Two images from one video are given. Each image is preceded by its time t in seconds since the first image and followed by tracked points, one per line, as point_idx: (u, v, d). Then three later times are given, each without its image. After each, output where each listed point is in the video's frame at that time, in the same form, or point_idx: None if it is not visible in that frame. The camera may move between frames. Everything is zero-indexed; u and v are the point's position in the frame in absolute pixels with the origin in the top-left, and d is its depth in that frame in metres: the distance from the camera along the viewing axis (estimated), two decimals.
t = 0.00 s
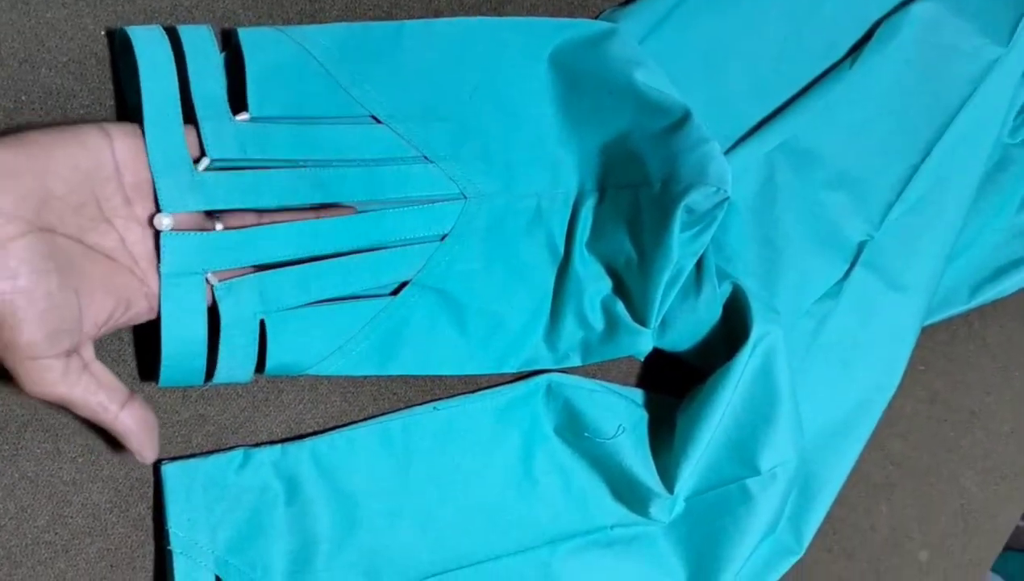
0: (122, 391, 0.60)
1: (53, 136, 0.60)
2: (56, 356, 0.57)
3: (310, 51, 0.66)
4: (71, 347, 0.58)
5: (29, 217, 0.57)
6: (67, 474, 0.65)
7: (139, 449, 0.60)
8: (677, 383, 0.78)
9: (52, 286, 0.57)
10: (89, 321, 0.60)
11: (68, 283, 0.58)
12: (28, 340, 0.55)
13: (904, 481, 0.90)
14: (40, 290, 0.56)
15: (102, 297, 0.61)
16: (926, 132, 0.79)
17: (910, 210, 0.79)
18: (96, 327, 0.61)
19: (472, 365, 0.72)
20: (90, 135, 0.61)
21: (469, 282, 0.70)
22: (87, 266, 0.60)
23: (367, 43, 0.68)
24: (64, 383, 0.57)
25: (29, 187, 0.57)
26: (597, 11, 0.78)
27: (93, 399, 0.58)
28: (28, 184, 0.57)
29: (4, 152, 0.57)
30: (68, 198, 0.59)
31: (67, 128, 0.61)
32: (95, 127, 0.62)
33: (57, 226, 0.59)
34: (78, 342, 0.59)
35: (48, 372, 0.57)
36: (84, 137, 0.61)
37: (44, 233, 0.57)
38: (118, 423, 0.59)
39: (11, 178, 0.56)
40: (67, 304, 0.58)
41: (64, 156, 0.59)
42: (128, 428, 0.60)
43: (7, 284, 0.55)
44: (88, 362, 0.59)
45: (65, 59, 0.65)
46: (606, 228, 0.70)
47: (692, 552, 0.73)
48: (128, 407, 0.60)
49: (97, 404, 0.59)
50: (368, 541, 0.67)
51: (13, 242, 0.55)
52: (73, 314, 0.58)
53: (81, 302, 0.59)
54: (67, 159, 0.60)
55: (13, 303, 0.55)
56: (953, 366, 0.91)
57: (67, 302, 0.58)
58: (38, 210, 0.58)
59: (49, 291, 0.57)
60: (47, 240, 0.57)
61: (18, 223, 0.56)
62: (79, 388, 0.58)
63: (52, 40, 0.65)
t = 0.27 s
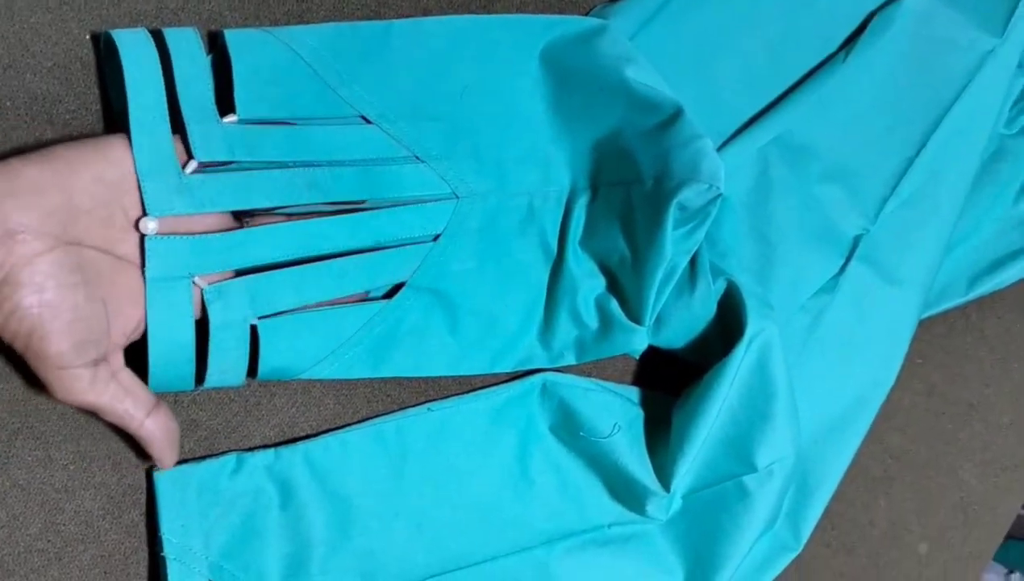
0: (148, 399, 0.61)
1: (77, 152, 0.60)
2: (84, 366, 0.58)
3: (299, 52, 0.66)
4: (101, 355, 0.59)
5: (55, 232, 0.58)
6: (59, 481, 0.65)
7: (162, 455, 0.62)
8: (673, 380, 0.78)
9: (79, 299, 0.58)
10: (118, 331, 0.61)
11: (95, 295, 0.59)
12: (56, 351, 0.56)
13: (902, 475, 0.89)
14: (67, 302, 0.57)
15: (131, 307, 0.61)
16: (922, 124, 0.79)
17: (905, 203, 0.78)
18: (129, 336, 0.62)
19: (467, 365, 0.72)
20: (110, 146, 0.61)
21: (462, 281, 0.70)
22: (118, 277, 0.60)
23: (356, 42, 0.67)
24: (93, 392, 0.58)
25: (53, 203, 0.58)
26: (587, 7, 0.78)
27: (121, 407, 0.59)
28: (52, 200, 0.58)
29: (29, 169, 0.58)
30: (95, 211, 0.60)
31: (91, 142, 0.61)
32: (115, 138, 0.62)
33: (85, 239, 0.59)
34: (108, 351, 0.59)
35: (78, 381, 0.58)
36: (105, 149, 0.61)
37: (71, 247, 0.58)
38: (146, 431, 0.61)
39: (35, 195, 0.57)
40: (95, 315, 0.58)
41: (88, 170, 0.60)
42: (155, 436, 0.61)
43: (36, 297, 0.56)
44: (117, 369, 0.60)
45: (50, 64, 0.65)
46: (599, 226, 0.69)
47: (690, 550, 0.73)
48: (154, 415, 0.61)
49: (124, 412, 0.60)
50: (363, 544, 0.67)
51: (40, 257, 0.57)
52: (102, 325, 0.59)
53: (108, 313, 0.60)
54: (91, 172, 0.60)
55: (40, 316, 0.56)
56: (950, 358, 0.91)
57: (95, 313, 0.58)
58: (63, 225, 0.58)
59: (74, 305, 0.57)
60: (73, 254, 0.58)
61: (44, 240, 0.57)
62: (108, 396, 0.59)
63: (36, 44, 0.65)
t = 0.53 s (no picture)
0: (165, 402, 0.62)
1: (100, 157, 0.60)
2: (100, 368, 0.59)
3: (291, 52, 0.65)
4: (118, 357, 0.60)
5: (73, 237, 0.58)
6: (53, 486, 0.65)
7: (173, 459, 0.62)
8: (669, 380, 0.78)
9: (96, 303, 0.58)
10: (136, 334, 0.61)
11: (112, 299, 0.59)
12: (73, 354, 0.58)
13: (902, 472, 0.89)
14: (83, 306, 0.58)
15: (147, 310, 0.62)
16: (919, 120, 0.78)
17: (902, 200, 0.78)
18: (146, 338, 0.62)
19: (463, 366, 0.72)
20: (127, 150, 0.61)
21: (458, 281, 0.70)
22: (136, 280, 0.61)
23: (349, 43, 0.67)
24: (109, 394, 0.59)
25: (72, 208, 0.58)
26: (581, 5, 0.77)
27: (137, 410, 0.60)
28: (72, 205, 0.58)
29: (49, 175, 0.58)
30: (114, 216, 0.60)
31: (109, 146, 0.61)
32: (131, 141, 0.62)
33: (104, 242, 0.59)
34: (125, 353, 0.60)
35: (95, 383, 0.59)
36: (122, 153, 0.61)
37: (90, 252, 0.59)
38: (161, 434, 0.61)
39: (53, 200, 0.58)
40: (112, 320, 0.59)
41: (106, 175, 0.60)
42: (170, 438, 0.62)
43: (55, 300, 0.57)
44: (135, 372, 0.61)
45: (39, 67, 0.64)
46: (595, 225, 0.69)
47: (688, 549, 0.73)
48: (170, 418, 0.62)
49: (140, 415, 0.60)
50: (359, 546, 0.67)
51: (58, 263, 0.57)
52: (119, 327, 0.59)
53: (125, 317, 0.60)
54: (111, 177, 0.60)
55: (58, 320, 0.57)
56: (949, 355, 0.90)
57: (112, 317, 0.59)
58: (82, 229, 0.58)
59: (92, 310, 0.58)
60: (92, 258, 0.59)
61: (63, 245, 0.58)
62: (125, 399, 0.60)
63: (26, 47, 0.64)
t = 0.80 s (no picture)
0: (171, 401, 0.61)
1: (111, 156, 0.59)
2: (108, 366, 0.59)
3: (287, 50, 0.64)
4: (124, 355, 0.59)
5: (81, 235, 0.58)
6: (49, 487, 0.65)
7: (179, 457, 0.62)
8: (667, 378, 0.78)
9: (103, 302, 0.58)
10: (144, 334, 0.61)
11: (120, 299, 0.59)
12: (80, 352, 0.58)
13: (902, 471, 0.89)
14: (90, 305, 0.58)
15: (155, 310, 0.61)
16: (919, 116, 0.78)
17: (902, 197, 0.78)
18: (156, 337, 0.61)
19: (462, 365, 0.72)
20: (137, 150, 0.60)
21: (455, 280, 0.70)
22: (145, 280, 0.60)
23: (347, 40, 0.66)
24: (117, 392, 0.59)
25: (80, 206, 0.58)
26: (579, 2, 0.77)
27: (143, 409, 0.60)
28: (81, 204, 0.58)
29: (60, 173, 0.58)
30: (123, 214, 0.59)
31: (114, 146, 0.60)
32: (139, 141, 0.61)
33: (114, 241, 0.59)
34: (133, 351, 0.60)
35: (102, 381, 0.59)
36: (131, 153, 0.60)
37: (98, 251, 0.58)
38: (166, 433, 0.61)
39: (61, 199, 0.57)
40: (119, 320, 0.59)
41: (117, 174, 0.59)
42: (176, 438, 0.62)
43: (62, 298, 0.57)
44: (143, 370, 0.60)
45: (34, 66, 0.64)
46: (594, 223, 0.69)
47: (688, 549, 0.72)
48: (176, 418, 0.61)
49: (146, 414, 0.60)
50: (357, 547, 0.67)
51: (66, 261, 0.57)
52: (126, 326, 0.59)
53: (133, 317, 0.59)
54: (121, 175, 0.59)
55: (67, 318, 0.57)
56: (949, 352, 0.90)
57: (120, 316, 0.59)
58: (91, 227, 0.58)
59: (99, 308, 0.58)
60: (100, 257, 0.58)
61: (71, 243, 0.57)
62: (131, 398, 0.60)
63: (20, 47, 0.64)
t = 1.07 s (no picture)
0: (171, 407, 0.61)
1: (112, 160, 0.59)
2: (107, 370, 0.58)
3: (281, 51, 0.64)
4: (124, 360, 0.59)
5: (81, 239, 0.57)
6: (43, 491, 0.65)
7: (176, 466, 0.62)
8: (666, 379, 0.78)
9: (103, 306, 0.58)
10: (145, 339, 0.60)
11: (120, 302, 0.58)
12: (79, 356, 0.58)
13: (902, 470, 0.88)
14: (89, 309, 0.57)
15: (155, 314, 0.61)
16: (917, 115, 0.77)
17: (901, 196, 0.77)
18: (157, 342, 0.61)
19: (459, 366, 0.71)
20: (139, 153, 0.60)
21: (451, 281, 0.70)
22: (145, 284, 0.60)
23: (342, 40, 0.66)
24: (117, 396, 0.59)
25: (80, 211, 0.57)
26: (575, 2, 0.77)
27: (142, 415, 0.60)
28: (80, 207, 0.57)
29: (59, 178, 0.57)
30: (122, 217, 0.59)
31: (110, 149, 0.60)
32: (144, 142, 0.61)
33: (114, 245, 0.58)
34: (133, 356, 0.59)
35: (101, 385, 0.58)
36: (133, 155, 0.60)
37: (98, 254, 0.58)
38: (166, 440, 0.61)
39: (60, 204, 0.57)
40: (119, 323, 0.58)
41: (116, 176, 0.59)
42: (175, 444, 0.61)
43: (61, 302, 0.57)
44: (144, 374, 0.60)
45: (26, 69, 0.64)
46: (590, 224, 0.69)
47: (686, 551, 0.72)
48: (176, 424, 0.61)
49: (145, 420, 0.60)
50: (354, 550, 0.67)
51: (66, 265, 0.57)
52: (126, 330, 0.59)
53: (132, 321, 0.59)
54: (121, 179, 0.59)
55: (65, 322, 0.57)
56: (949, 351, 0.89)
57: (119, 320, 0.58)
58: (90, 232, 0.57)
59: (99, 312, 0.58)
60: (100, 261, 0.58)
61: (70, 248, 0.57)
62: (130, 402, 0.59)
63: (11, 49, 0.64)
